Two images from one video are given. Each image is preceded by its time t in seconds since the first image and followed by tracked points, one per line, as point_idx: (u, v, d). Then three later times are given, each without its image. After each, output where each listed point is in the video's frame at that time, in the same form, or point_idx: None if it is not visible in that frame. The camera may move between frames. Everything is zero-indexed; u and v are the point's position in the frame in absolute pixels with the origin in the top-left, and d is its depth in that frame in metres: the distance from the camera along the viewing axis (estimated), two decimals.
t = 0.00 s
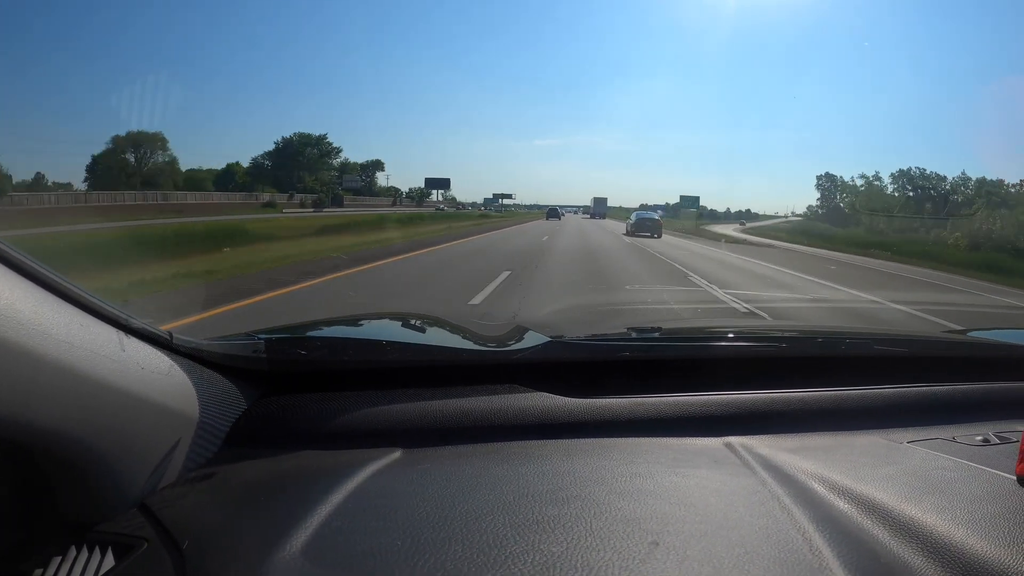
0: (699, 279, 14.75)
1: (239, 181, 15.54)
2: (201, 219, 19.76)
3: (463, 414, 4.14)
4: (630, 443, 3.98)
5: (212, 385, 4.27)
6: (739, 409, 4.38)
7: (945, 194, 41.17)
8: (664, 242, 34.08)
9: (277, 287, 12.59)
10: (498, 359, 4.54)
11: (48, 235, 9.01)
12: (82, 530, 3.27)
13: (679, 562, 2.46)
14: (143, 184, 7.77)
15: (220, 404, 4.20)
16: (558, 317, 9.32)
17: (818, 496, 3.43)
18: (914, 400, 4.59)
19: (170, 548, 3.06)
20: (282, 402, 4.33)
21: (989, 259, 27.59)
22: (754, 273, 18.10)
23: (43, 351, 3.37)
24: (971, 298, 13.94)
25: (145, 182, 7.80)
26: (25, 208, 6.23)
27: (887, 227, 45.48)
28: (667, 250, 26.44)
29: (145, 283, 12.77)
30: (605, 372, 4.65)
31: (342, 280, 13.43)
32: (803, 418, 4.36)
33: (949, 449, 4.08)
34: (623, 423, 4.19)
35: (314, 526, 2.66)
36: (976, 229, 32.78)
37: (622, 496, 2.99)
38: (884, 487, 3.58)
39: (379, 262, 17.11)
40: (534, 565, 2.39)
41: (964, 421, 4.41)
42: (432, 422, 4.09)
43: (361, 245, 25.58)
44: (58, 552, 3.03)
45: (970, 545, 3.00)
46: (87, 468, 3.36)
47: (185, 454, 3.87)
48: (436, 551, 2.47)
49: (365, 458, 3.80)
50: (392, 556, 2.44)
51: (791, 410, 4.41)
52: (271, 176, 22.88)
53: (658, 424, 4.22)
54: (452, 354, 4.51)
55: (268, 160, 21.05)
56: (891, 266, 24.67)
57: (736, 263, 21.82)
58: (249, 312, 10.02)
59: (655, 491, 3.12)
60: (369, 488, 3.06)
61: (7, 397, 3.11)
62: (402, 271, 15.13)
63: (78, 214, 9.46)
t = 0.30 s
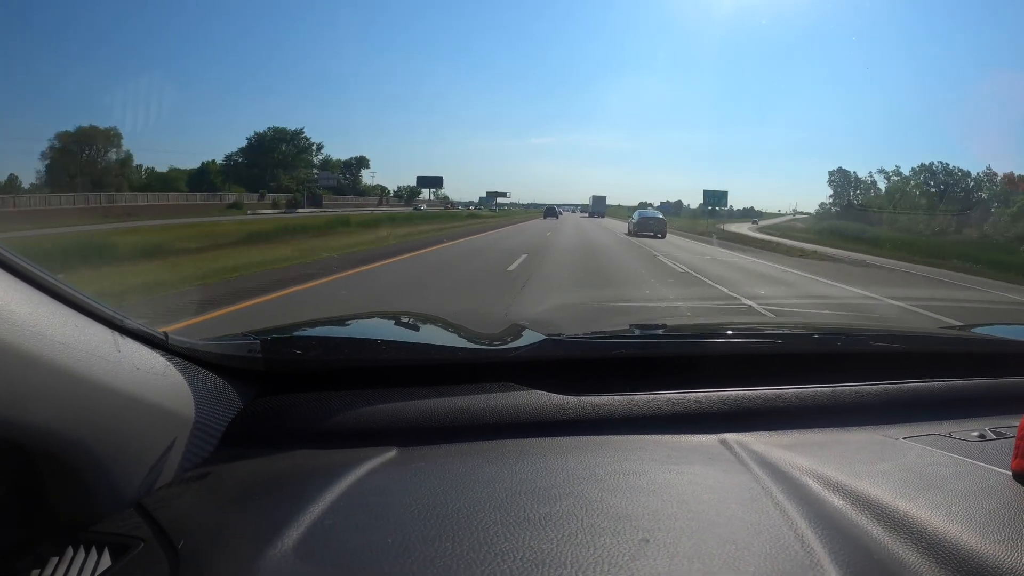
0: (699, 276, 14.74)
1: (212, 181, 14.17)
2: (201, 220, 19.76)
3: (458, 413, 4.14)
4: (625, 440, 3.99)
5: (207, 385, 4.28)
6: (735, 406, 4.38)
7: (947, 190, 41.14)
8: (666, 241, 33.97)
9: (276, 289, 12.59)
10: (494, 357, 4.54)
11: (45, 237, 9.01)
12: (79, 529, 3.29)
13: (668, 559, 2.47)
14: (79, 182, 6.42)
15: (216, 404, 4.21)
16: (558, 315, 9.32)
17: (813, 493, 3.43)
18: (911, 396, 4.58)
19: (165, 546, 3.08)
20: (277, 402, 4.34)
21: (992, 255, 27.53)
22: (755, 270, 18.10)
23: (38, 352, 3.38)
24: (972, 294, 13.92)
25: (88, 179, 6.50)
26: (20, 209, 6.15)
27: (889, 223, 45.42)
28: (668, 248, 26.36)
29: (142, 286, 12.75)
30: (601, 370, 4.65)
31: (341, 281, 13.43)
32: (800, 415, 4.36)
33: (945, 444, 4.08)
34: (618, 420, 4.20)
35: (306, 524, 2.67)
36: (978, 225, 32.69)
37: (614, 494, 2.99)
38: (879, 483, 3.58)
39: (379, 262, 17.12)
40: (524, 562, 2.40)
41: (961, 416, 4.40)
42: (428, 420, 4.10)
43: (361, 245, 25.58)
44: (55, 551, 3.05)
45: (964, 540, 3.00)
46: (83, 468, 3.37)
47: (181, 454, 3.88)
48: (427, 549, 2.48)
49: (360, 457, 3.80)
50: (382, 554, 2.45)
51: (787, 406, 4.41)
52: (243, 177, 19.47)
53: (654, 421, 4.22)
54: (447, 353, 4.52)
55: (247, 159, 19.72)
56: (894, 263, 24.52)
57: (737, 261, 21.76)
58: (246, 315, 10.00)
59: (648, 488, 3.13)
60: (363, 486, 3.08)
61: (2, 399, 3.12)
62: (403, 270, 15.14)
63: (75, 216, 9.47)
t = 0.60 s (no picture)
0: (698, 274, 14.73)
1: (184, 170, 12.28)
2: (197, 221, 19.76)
3: (454, 411, 4.14)
4: (621, 438, 3.97)
5: (203, 386, 4.28)
6: (732, 402, 4.37)
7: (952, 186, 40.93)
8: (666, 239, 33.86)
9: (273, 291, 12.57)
10: (490, 355, 4.54)
11: (39, 238, 8.98)
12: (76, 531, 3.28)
13: (662, 555, 2.47)
14: None
15: (212, 404, 4.21)
16: (557, 313, 9.30)
17: (809, 488, 3.42)
18: (908, 391, 4.58)
19: (162, 547, 3.07)
20: (273, 402, 4.33)
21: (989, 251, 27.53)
22: (754, 267, 18.09)
23: (33, 353, 3.37)
24: (971, 289, 13.90)
25: None
26: None
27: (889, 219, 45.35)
28: (668, 247, 26.29)
29: (138, 288, 12.72)
30: (596, 368, 4.64)
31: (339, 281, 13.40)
32: (796, 411, 4.35)
33: (942, 439, 4.07)
34: (614, 417, 4.19)
35: (300, 523, 2.67)
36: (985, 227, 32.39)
37: (609, 490, 2.99)
38: (876, 478, 3.57)
39: (379, 263, 17.12)
40: (518, 559, 2.39)
41: (957, 411, 4.40)
42: (425, 418, 4.09)
43: (359, 246, 25.54)
44: (52, 553, 3.05)
45: (960, 534, 2.99)
46: (79, 470, 3.37)
47: (177, 455, 3.88)
48: (420, 546, 2.48)
49: (356, 456, 3.80)
50: (376, 551, 2.45)
51: (784, 402, 4.40)
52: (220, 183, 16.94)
53: (650, 417, 4.21)
54: (443, 351, 4.51)
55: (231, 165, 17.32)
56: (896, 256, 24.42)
57: (736, 259, 21.71)
58: (243, 317, 9.96)
59: (643, 485, 3.12)
60: (358, 485, 3.08)
61: None
62: (401, 271, 15.12)
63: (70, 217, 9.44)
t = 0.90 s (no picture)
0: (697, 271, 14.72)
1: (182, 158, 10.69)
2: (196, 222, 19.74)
3: (449, 408, 4.14)
4: (616, 434, 3.97)
5: (198, 385, 4.28)
6: (728, 398, 4.37)
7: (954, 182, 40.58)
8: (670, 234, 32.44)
9: (273, 292, 12.57)
10: (485, 353, 4.54)
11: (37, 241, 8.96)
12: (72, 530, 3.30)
13: (652, 550, 2.48)
14: None
15: (207, 404, 4.22)
16: (556, 310, 9.29)
17: (804, 484, 3.42)
18: (904, 386, 4.58)
19: (157, 545, 3.08)
20: (268, 401, 4.34)
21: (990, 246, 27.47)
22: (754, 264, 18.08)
23: (27, 353, 3.38)
24: (970, 285, 13.88)
25: None
26: None
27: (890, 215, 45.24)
28: (668, 244, 26.26)
29: (137, 291, 12.72)
30: (591, 366, 4.64)
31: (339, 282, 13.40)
32: (792, 407, 4.35)
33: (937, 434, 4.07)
34: (609, 414, 4.18)
35: (291, 520, 2.67)
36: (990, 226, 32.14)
37: (602, 486, 3.00)
38: (870, 473, 3.57)
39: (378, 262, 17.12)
40: (508, 554, 2.40)
41: (952, 405, 4.40)
42: (420, 416, 4.09)
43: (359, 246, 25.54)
44: (49, 552, 3.06)
45: (953, 528, 2.99)
46: (75, 470, 3.38)
47: (173, 454, 3.89)
48: (411, 542, 2.48)
49: (351, 454, 3.81)
50: (368, 547, 2.45)
51: (780, 398, 4.40)
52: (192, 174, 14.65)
53: (647, 413, 4.21)
54: (439, 349, 4.51)
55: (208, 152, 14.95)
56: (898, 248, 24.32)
57: (737, 255, 21.68)
58: (242, 318, 9.95)
59: (635, 480, 3.13)
60: (351, 482, 3.09)
61: None
62: (400, 271, 15.12)
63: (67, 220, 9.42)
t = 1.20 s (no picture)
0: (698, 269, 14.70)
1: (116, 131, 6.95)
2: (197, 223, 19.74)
3: (446, 407, 4.13)
4: (613, 432, 3.96)
5: (195, 385, 4.28)
6: (726, 395, 4.36)
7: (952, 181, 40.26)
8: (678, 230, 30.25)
9: (273, 292, 12.57)
10: (483, 351, 4.53)
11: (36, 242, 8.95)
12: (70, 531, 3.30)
13: (647, 547, 2.47)
14: None
15: (204, 404, 4.22)
16: (556, 308, 9.27)
17: (800, 480, 3.42)
18: (901, 382, 4.56)
19: (154, 545, 3.08)
20: (265, 401, 4.34)
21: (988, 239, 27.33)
22: (754, 261, 18.06)
23: (24, 354, 3.38)
24: (971, 281, 13.86)
25: None
26: None
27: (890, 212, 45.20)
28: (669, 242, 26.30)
29: (137, 293, 12.72)
30: (588, 364, 4.62)
31: (339, 282, 13.40)
32: (790, 403, 4.34)
33: (935, 430, 4.06)
34: (607, 411, 4.17)
35: (286, 518, 2.67)
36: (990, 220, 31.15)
37: (598, 484, 2.99)
38: (868, 469, 3.57)
39: (379, 263, 17.12)
40: (502, 551, 2.40)
41: (950, 401, 4.39)
42: (418, 414, 4.08)
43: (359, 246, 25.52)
44: (47, 554, 3.06)
45: (951, 524, 2.98)
46: (71, 471, 3.39)
47: (170, 454, 3.89)
48: (405, 540, 2.48)
49: (348, 453, 3.80)
50: (362, 545, 2.45)
51: (778, 394, 4.39)
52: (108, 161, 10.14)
53: (644, 410, 4.20)
54: (435, 348, 4.50)
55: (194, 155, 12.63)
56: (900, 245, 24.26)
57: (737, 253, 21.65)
58: (242, 319, 9.97)
59: (631, 478, 3.12)
60: (347, 481, 3.09)
61: None
62: (400, 271, 15.12)
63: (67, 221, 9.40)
